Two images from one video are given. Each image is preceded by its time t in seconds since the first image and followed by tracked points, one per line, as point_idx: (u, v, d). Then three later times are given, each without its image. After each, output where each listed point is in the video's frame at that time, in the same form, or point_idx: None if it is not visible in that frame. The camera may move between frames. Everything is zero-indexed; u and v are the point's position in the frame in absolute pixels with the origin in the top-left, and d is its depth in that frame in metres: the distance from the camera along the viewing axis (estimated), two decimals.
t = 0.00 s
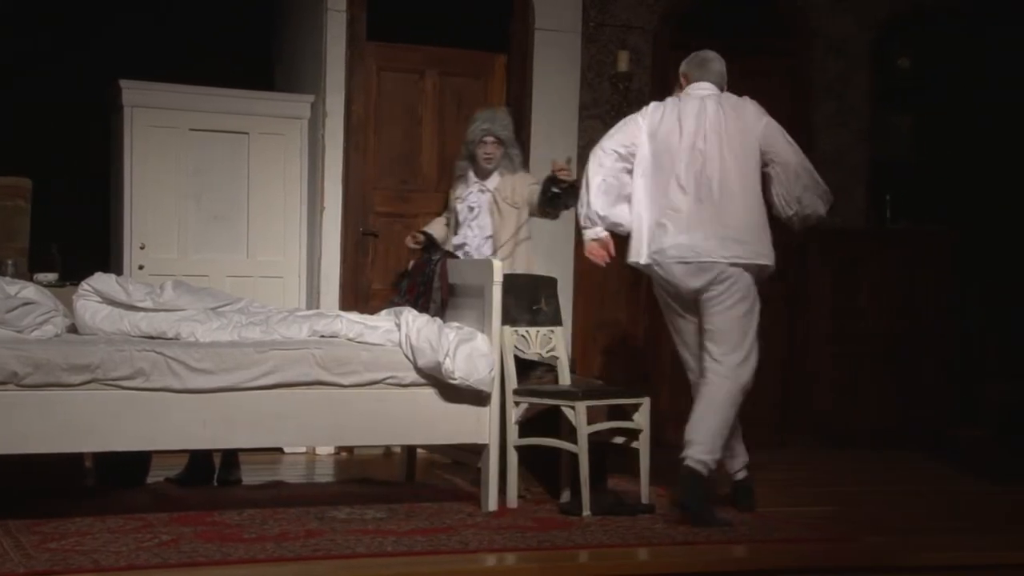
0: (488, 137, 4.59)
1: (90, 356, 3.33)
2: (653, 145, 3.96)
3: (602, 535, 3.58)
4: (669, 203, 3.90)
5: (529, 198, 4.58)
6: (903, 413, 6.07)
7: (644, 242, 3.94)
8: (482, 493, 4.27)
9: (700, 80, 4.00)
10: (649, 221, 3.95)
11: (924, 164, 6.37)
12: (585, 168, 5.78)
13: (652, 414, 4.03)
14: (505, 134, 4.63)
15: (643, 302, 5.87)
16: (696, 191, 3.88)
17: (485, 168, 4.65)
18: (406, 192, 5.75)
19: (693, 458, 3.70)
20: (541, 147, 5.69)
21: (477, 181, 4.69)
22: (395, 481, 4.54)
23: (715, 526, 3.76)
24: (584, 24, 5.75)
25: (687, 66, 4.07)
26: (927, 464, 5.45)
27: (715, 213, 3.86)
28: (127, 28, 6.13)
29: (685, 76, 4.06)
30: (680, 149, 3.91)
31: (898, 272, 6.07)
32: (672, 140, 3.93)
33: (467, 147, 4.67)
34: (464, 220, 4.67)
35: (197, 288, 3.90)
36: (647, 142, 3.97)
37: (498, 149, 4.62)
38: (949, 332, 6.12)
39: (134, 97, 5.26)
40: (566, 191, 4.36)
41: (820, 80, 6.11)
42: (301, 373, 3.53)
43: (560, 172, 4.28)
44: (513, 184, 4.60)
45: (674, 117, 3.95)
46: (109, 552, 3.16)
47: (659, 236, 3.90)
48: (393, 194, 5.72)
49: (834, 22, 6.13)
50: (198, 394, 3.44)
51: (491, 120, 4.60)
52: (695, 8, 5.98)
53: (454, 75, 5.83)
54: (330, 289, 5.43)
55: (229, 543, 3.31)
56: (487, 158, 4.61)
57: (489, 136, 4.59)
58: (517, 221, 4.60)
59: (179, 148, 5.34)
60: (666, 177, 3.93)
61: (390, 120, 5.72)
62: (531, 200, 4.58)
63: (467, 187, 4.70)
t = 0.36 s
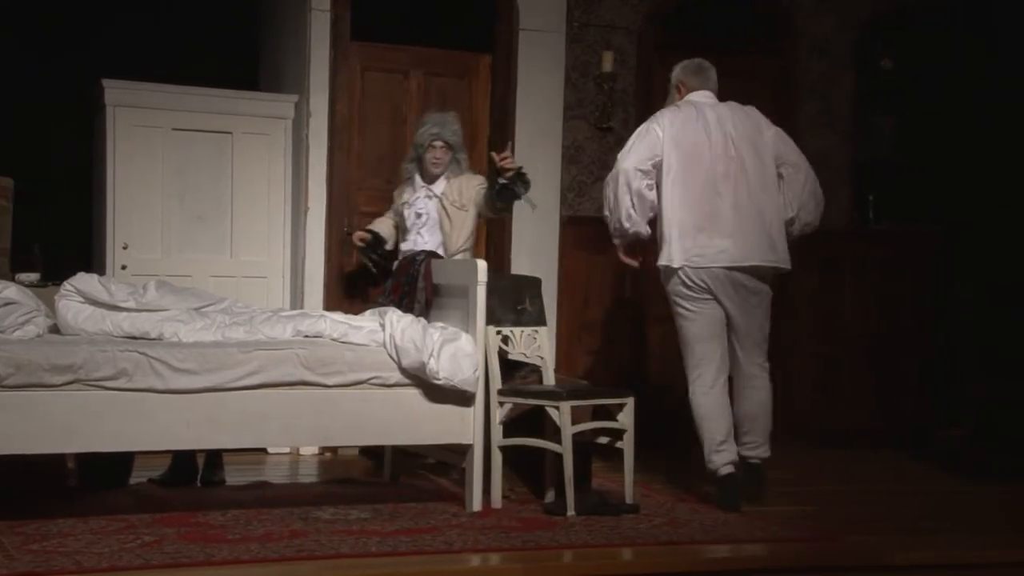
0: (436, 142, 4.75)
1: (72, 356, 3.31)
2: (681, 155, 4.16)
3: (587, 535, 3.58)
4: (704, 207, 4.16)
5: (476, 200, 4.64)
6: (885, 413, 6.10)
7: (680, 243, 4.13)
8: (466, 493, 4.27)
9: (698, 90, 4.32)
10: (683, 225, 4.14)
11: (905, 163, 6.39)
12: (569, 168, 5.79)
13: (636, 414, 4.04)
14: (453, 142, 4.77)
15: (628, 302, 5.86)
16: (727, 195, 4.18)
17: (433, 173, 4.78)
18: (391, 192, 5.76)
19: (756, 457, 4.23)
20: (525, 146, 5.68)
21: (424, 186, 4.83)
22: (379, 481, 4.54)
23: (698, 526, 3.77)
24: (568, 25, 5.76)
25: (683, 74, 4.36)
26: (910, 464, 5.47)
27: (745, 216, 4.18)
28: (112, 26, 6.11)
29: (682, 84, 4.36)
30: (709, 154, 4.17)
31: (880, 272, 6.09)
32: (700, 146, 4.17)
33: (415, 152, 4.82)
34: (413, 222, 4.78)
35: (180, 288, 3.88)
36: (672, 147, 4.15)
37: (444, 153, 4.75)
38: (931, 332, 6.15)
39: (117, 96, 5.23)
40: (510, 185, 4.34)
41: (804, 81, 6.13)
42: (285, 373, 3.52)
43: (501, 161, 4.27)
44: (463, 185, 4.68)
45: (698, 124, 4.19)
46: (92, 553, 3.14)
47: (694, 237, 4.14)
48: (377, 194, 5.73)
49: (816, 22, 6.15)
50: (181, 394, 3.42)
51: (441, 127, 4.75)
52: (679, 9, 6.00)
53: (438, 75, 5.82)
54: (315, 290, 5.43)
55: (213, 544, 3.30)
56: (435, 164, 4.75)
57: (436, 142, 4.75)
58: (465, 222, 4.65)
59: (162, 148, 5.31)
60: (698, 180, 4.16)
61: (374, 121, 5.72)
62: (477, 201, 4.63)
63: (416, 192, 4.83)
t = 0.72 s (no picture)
0: (399, 139, 4.57)
1: (59, 356, 3.30)
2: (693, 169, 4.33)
3: (575, 536, 3.58)
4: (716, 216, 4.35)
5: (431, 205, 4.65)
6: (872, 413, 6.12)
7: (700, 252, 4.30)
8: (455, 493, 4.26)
9: (680, 103, 4.48)
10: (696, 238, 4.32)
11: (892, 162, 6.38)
12: (557, 168, 5.79)
13: (623, 414, 4.05)
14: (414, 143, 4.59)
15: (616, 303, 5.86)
16: (731, 205, 4.42)
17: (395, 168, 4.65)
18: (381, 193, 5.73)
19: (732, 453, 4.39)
20: (513, 147, 5.68)
21: (380, 181, 4.70)
22: (367, 482, 4.53)
23: (686, 526, 3.78)
24: (556, 25, 5.75)
25: (663, 87, 4.50)
26: (897, 463, 5.49)
27: (744, 226, 4.43)
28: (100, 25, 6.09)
29: (663, 97, 4.50)
30: (716, 167, 4.39)
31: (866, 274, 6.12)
32: (709, 158, 4.37)
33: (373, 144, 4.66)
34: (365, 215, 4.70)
35: (168, 289, 3.87)
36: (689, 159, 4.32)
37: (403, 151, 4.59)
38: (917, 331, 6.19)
39: (104, 96, 5.21)
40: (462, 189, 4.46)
41: (792, 80, 6.11)
42: (273, 374, 3.52)
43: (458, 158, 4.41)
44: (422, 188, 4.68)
45: (702, 136, 4.38)
46: (78, 555, 3.13)
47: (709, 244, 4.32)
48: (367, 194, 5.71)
49: (803, 24, 6.13)
50: (169, 395, 3.41)
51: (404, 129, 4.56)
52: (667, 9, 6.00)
53: (427, 75, 5.82)
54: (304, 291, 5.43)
55: (199, 545, 3.29)
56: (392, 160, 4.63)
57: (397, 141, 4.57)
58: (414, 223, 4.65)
59: (149, 148, 5.30)
60: (708, 191, 4.35)
61: (363, 122, 5.71)
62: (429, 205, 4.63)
63: (369, 184, 4.71)
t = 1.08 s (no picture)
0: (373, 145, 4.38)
1: (56, 357, 3.30)
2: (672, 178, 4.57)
3: (571, 537, 3.59)
4: (694, 226, 4.64)
5: (404, 197, 4.57)
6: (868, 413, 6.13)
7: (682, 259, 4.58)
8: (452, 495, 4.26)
9: (641, 114, 4.71)
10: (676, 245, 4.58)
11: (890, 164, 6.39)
12: (554, 169, 5.79)
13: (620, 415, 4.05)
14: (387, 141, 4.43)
15: (612, 305, 5.87)
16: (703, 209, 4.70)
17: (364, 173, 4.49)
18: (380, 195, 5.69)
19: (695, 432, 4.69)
20: (511, 147, 5.68)
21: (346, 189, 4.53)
22: (364, 483, 4.53)
23: (683, 527, 3.78)
24: (553, 26, 5.76)
25: (625, 99, 4.68)
26: (893, 464, 5.50)
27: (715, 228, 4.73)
28: (97, 26, 6.09)
29: (625, 109, 4.69)
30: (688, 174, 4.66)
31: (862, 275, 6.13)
32: (684, 171, 4.65)
33: (341, 147, 4.40)
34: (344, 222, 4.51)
35: (165, 290, 3.87)
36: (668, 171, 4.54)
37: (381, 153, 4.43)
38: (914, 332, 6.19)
39: (100, 96, 5.20)
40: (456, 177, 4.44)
41: (789, 82, 6.12)
42: (270, 375, 3.52)
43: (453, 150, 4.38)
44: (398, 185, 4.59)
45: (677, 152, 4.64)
46: (75, 556, 3.13)
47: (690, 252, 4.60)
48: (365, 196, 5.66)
49: (800, 24, 6.14)
50: (166, 396, 3.41)
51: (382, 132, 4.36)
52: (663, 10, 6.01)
53: (423, 77, 5.78)
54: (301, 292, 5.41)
55: (196, 547, 3.29)
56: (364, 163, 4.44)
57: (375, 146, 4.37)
58: (391, 221, 4.56)
59: (145, 148, 5.29)
60: (685, 202, 4.64)
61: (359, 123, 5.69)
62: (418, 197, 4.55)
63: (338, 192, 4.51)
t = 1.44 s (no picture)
0: (301, 143, 4.54)
1: (56, 359, 3.30)
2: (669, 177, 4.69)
3: (571, 538, 3.59)
4: (688, 227, 4.76)
5: (334, 191, 4.70)
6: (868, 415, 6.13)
7: (672, 257, 4.69)
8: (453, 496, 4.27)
9: (625, 115, 4.80)
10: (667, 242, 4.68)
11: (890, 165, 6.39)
12: (554, 171, 5.79)
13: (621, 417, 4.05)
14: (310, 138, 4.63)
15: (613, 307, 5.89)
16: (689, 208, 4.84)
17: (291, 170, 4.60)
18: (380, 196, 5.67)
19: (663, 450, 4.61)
20: (511, 149, 5.69)
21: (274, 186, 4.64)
22: (364, 485, 4.53)
23: (683, 529, 3.78)
24: (553, 28, 5.76)
25: (610, 101, 4.76)
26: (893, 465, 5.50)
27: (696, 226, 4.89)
28: (98, 28, 6.10)
29: (610, 109, 4.77)
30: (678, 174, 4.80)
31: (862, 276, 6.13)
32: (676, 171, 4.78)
33: (269, 145, 4.53)
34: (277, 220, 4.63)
35: (166, 291, 3.88)
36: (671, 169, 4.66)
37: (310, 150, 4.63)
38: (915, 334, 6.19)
39: (101, 98, 5.19)
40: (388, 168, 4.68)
41: (789, 83, 6.12)
42: (271, 376, 3.52)
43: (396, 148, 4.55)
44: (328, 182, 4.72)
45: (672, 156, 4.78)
46: (77, 557, 3.13)
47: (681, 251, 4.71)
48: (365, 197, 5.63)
49: (800, 25, 6.14)
50: (166, 397, 3.42)
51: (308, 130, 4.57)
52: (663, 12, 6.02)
53: (423, 78, 5.76)
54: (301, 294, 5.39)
55: (197, 548, 3.29)
56: (289, 160, 4.58)
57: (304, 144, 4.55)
58: (323, 216, 4.67)
59: (146, 150, 5.29)
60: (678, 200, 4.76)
61: (361, 124, 5.65)
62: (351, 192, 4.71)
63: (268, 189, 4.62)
